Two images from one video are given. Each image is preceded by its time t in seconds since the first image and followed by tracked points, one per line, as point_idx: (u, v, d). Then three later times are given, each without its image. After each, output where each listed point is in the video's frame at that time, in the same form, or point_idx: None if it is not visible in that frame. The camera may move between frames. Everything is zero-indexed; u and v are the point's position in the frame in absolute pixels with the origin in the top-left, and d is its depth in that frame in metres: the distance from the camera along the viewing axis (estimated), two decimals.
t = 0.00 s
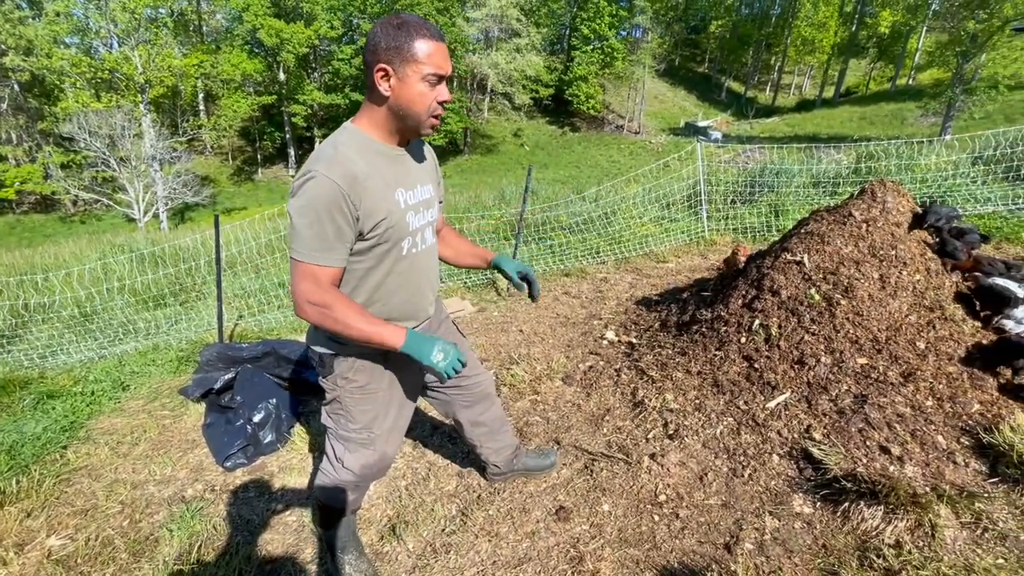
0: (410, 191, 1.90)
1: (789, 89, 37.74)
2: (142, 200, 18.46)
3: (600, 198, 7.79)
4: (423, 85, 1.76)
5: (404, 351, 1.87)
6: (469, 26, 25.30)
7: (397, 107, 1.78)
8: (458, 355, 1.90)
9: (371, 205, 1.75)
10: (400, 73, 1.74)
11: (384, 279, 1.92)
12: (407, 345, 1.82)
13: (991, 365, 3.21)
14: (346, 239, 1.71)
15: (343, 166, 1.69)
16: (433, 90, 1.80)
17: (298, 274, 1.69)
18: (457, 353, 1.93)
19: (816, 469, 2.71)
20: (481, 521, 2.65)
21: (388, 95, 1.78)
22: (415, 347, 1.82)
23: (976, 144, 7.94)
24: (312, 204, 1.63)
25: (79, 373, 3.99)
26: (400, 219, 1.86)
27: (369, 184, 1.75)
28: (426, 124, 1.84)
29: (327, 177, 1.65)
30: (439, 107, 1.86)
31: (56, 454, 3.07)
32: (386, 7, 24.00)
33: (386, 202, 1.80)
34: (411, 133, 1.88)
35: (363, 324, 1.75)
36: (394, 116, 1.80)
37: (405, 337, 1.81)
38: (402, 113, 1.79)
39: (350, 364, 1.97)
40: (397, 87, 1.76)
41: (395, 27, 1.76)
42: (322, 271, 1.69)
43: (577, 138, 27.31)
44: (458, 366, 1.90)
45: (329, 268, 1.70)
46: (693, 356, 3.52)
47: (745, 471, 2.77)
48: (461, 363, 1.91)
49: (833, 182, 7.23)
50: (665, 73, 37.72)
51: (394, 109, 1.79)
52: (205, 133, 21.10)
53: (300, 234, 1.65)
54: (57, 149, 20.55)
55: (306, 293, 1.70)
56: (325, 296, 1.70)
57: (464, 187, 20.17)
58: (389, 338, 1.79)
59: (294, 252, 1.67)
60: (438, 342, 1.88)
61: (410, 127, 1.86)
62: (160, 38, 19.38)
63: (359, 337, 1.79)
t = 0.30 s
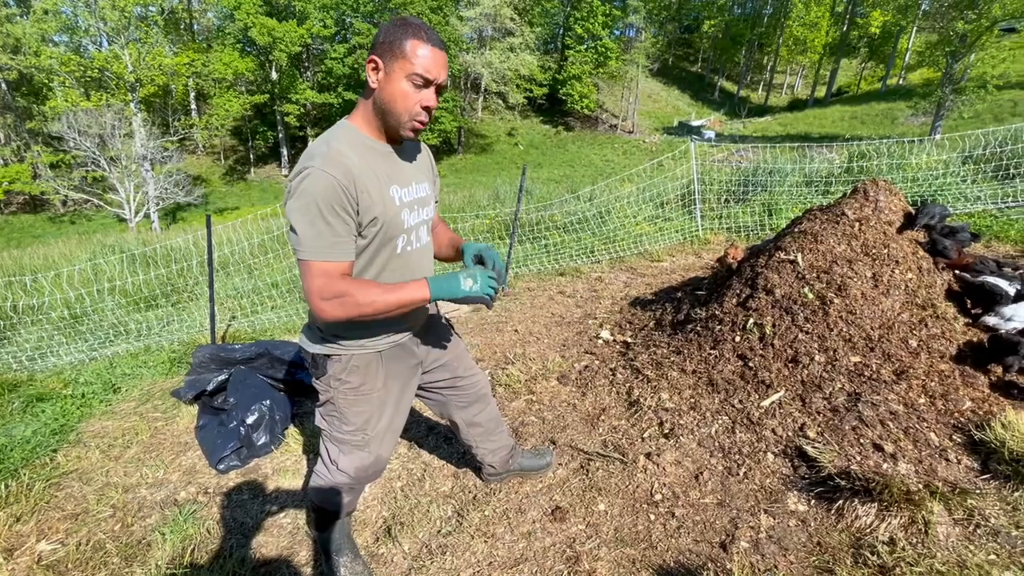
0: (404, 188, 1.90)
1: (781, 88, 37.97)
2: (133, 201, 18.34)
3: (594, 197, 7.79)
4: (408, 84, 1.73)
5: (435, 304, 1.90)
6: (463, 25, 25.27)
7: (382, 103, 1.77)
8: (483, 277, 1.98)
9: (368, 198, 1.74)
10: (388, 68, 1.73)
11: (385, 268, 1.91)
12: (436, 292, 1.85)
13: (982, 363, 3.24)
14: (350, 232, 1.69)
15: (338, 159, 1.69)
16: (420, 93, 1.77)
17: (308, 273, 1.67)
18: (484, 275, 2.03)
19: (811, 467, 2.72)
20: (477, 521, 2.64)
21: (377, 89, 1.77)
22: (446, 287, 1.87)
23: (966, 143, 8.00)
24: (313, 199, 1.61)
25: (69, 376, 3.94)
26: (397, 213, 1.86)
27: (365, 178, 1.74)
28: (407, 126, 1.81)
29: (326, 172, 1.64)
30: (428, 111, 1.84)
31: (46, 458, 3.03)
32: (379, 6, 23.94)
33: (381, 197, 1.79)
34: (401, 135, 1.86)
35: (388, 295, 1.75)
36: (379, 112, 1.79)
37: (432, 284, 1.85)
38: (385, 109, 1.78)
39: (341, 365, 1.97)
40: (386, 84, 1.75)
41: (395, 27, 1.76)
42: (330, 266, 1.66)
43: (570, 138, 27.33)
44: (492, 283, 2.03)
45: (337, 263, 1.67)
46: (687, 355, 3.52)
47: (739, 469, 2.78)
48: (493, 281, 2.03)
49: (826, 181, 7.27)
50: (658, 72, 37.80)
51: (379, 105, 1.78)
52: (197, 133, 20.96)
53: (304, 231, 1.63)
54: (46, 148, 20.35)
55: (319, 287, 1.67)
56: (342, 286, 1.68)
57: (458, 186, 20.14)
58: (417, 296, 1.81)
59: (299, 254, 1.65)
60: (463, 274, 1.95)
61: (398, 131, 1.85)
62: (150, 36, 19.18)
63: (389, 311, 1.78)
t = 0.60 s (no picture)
0: (409, 192, 1.89)
1: (775, 88, 38.08)
2: (126, 200, 18.23)
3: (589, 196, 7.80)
4: (427, 99, 1.73)
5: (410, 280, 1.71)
6: (458, 24, 25.23)
7: (398, 110, 1.77)
8: (447, 231, 1.70)
9: (369, 199, 1.72)
10: (409, 79, 1.72)
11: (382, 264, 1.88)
12: (403, 267, 1.66)
13: (977, 361, 3.25)
14: (347, 231, 1.67)
15: (345, 158, 1.68)
16: (437, 109, 1.78)
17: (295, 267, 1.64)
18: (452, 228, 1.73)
19: (807, 465, 2.72)
20: (474, 521, 2.63)
21: (394, 95, 1.76)
22: (412, 261, 1.65)
23: (959, 141, 8.04)
24: (312, 196, 1.60)
25: (62, 377, 3.91)
26: (398, 216, 1.85)
27: (369, 179, 1.72)
28: (419, 137, 1.81)
29: (329, 170, 1.63)
30: (441, 124, 1.85)
31: (38, 461, 3.00)
32: (374, 5, 23.86)
33: (384, 199, 1.78)
34: (413, 143, 1.86)
35: (360, 280, 1.62)
36: (394, 118, 1.79)
37: (397, 259, 1.65)
38: (400, 116, 1.77)
39: (338, 365, 1.96)
40: (404, 91, 1.74)
41: (425, 37, 1.74)
42: (318, 260, 1.63)
43: (566, 137, 27.34)
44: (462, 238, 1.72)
45: (326, 258, 1.64)
46: (684, 354, 3.52)
47: (736, 467, 2.78)
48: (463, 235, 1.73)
49: (820, 179, 7.29)
50: (654, 71, 37.84)
51: (395, 111, 1.78)
52: (190, 132, 20.83)
53: (298, 224, 1.62)
54: (38, 148, 20.18)
55: (301, 279, 1.63)
56: (318, 277, 1.61)
57: (453, 185, 20.07)
58: (387, 276, 1.65)
59: (291, 246, 1.63)
60: (424, 235, 1.68)
61: (409, 140, 1.85)
62: (143, 34, 19.01)
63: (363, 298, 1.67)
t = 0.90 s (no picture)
0: (407, 195, 1.89)
1: (772, 87, 38.14)
2: (122, 200, 18.14)
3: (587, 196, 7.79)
4: (434, 105, 1.73)
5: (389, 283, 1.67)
6: (455, 23, 25.17)
7: (404, 114, 1.76)
8: (419, 236, 1.61)
9: (365, 199, 1.72)
10: (418, 84, 1.71)
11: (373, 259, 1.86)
12: (378, 269, 1.61)
13: (973, 359, 3.27)
14: (338, 230, 1.66)
15: (345, 158, 1.67)
16: (443, 116, 1.78)
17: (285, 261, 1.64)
18: (427, 233, 1.64)
19: (804, 464, 2.72)
20: (472, 522, 2.63)
21: (402, 99, 1.76)
22: (388, 267, 1.61)
23: (956, 139, 8.05)
24: (309, 193, 1.60)
25: (58, 378, 3.89)
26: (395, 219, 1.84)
27: (368, 181, 1.72)
28: (423, 142, 1.82)
29: (328, 169, 1.62)
30: (446, 131, 1.85)
31: (33, 462, 2.98)
32: (371, 4, 23.82)
33: (383, 201, 1.78)
34: (416, 146, 1.86)
35: (343, 281, 1.61)
36: (400, 121, 1.79)
37: (373, 263, 1.61)
38: (407, 120, 1.77)
39: (335, 366, 1.95)
40: (411, 96, 1.74)
41: (436, 42, 1.72)
42: (308, 257, 1.63)
43: (564, 136, 27.33)
44: (433, 246, 1.63)
45: (315, 254, 1.64)
46: (682, 353, 3.52)
47: (734, 466, 2.78)
48: (435, 242, 1.64)
49: (818, 178, 7.30)
50: (651, 70, 37.86)
51: (402, 115, 1.77)
52: (186, 132, 20.77)
53: (290, 219, 1.62)
54: (33, 148, 20.10)
55: (289, 275, 1.63)
56: (303, 273, 1.61)
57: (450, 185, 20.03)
58: (363, 279, 1.62)
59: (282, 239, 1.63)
60: (396, 240, 1.61)
61: (414, 142, 1.85)
62: (139, 34, 18.93)
63: (342, 299, 1.65)
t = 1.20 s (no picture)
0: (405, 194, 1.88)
1: (771, 86, 38.14)
2: (120, 200, 18.14)
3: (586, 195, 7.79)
4: (433, 102, 1.72)
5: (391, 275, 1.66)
6: (454, 22, 25.14)
7: (403, 112, 1.75)
8: (419, 224, 1.61)
9: (364, 196, 1.71)
10: (415, 81, 1.70)
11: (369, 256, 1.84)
12: (378, 260, 1.60)
13: (972, 358, 3.27)
14: (338, 229, 1.66)
15: (344, 157, 1.66)
16: (442, 112, 1.77)
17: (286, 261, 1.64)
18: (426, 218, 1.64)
19: (804, 463, 2.72)
20: (472, 521, 2.62)
21: (400, 97, 1.75)
22: (389, 258, 1.60)
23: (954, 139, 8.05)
24: (307, 191, 1.59)
25: (56, 378, 3.88)
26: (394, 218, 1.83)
27: (367, 178, 1.71)
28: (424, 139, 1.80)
29: (325, 167, 1.62)
30: (446, 127, 1.83)
31: (31, 463, 2.98)
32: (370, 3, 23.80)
33: (382, 199, 1.77)
34: (415, 143, 1.85)
35: (342, 277, 1.60)
36: (399, 119, 1.78)
37: (372, 255, 1.60)
38: (405, 118, 1.76)
39: (335, 366, 1.95)
40: (408, 93, 1.73)
41: (431, 38, 1.72)
42: (308, 257, 1.63)
43: (562, 135, 27.33)
44: (433, 232, 1.63)
45: (315, 254, 1.63)
46: (681, 352, 3.51)
47: (734, 465, 2.78)
48: (434, 228, 1.64)
49: (817, 176, 7.28)
50: (650, 70, 37.88)
51: (400, 113, 1.77)
52: (184, 131, 20.72)
53: (290, 219, 1.62)
54: (30, 147, 20.05)
55: (290, 276, 1.63)
56: (303, 272, 1.60)
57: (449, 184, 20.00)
58: (362, 272, 1.61)
59: (282, 240, 1.63)
60: (396, 229, 1.61)
61: (413, 140, 1.83)
62: (136, 33, 18.88)
63: (344, 294, 1.64)
